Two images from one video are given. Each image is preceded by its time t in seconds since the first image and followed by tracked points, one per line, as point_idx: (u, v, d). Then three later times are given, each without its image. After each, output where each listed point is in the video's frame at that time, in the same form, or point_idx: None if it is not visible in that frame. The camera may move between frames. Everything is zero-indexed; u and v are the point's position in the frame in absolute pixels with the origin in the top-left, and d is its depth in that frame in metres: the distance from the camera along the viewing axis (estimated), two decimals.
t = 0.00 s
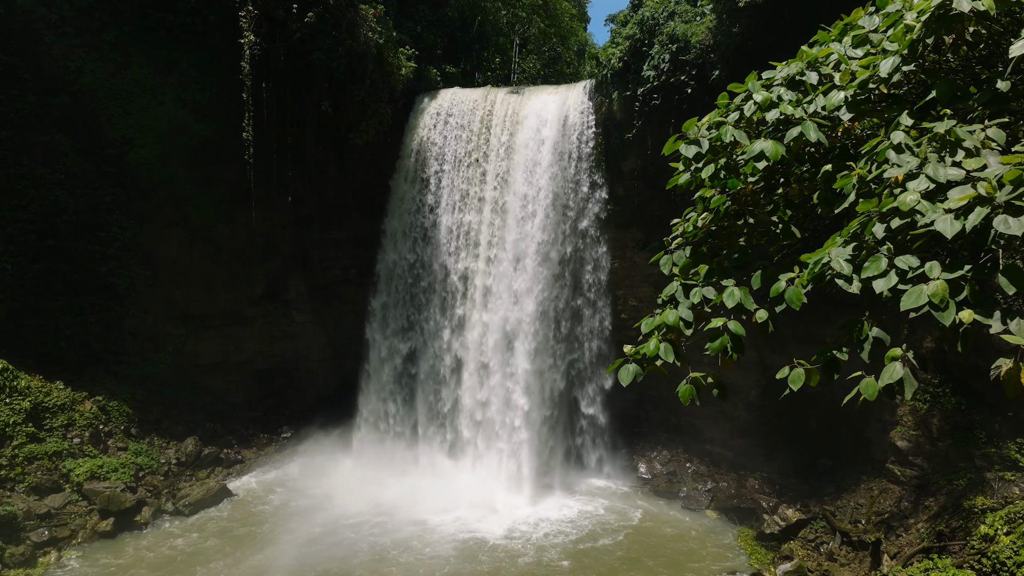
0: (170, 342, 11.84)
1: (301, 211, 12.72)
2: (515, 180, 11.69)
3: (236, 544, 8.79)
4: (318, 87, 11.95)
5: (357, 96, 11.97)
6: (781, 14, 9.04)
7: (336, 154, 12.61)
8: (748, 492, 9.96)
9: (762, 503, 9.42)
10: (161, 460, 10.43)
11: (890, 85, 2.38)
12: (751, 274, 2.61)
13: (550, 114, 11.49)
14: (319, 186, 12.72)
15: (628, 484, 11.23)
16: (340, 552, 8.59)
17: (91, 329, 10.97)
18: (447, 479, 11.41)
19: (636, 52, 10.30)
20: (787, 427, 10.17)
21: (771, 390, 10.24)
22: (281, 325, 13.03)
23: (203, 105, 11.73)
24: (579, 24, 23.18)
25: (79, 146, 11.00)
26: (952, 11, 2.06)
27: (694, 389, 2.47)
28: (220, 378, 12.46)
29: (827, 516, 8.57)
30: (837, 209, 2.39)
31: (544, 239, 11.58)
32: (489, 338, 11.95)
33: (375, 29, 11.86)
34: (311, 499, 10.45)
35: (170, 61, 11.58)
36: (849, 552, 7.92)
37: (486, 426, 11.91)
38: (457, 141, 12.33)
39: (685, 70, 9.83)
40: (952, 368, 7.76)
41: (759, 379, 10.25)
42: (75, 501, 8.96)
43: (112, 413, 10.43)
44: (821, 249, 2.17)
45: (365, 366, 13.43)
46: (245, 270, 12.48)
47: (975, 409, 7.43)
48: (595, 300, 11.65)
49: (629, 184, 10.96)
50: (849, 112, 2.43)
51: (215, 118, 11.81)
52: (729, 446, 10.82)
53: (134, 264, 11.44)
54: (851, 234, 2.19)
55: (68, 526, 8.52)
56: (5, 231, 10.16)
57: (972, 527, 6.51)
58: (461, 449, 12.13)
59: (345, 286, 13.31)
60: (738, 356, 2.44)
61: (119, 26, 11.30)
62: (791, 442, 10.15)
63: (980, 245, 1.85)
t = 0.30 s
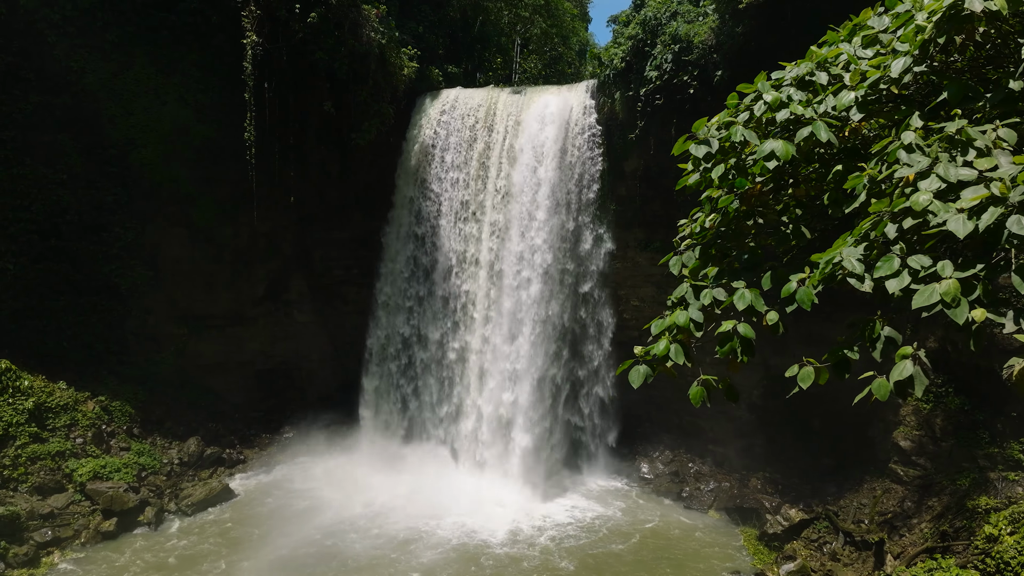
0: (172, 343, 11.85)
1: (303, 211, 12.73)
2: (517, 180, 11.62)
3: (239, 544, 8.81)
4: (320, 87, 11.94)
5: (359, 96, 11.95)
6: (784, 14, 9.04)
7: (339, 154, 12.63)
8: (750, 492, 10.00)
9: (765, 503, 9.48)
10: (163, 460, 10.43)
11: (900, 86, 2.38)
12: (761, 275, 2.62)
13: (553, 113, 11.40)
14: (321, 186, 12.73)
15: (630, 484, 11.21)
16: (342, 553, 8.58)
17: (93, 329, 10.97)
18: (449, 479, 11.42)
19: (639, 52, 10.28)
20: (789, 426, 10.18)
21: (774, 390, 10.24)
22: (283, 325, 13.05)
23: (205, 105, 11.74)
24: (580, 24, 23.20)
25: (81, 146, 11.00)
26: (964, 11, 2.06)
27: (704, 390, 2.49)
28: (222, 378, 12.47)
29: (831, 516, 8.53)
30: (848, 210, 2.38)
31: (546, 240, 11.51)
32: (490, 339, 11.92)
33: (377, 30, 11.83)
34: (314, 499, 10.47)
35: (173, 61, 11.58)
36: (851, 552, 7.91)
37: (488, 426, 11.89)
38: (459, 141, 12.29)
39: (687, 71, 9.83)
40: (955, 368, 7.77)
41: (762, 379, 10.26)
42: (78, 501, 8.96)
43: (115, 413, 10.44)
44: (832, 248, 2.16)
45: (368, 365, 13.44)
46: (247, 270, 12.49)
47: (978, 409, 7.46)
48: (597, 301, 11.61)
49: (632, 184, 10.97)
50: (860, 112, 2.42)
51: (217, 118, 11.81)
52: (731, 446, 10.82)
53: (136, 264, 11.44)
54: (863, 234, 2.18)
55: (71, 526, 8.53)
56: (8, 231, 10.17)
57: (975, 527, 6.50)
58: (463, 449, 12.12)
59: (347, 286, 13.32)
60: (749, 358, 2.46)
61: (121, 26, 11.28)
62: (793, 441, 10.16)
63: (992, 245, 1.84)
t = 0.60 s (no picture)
0: (175, 342, 11.85)
1: (305, 211, 12.74)
2: (520, 180, 11.67)
3: (241, 544, 8.82)
4: (322, 87, 11.93)
5: (362, 96, 11.94)
6: (787, 16, 9.06)
7: (341, 155, 12.64)
8: (753, 492, 9.93)
9: (768, 503, 9.50)
10: (166, 460, 10.41)
11: (911, 86, 2.38)
12: (770, 275, 2.63)
13: (556, 114, 11.46)
14: (323, 186, 12.74)
15: (632, 484, 11.21)
16: (345, 553, 8.58)
17: (95, 328, 10.97)
18: (452, 479, 11.42)
19: (641, 52, 10.26)
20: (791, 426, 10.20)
21: (776, 390, 10.27)
22: (285, 325, 13.07)
23: (208, 105, 11.75)
24: (582, 24, 23.18)
25: (84, 146, 10.99)
26: (975, 11, 2.06)
27: (714, 391, 2.49)
28: (224, 378, 12.48)
29: (833, 515, 8.55)
30: (859, 209, 2.37)
31: (549, 239, 11.56)
32: (493, 338, 11.95)
33: (380, 29, 11.92)
34: (317, 498, 10.49)
35: (175, 61, 11.57)
36: (855, 552, 7.90)
37: (492, 426, 11.91)
38: (462, 141, 12.35)
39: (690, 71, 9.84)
40: (958, 368, 7.78)
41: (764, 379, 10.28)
42: (81, 501, 8.96)
43: (117, 413, 10.45)
44: (843, 248, 2.15)
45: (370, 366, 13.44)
46: (249, 270, 12.50)
47: (981, 408, 7.49)
48: (599, 300, 11.64)
49: (634, 184, 10.98)
50: (870, 112, 2.42)
51: (220, 118, 11.82)
52: (733, 446, 10.82)
53: (138, 264, 11.44)
54: (873, 234, 2.17)
55: (73, 526, 8.53)
56: (11, 231, 10.17)
57: (979, 526, 6.49)
58: (466, 449, 12.13)
59: (349, 287, 13.33)
60: (759, 359, 2.47)
61: (123, 26, 11.27)
62: (796, 441, 10.18)
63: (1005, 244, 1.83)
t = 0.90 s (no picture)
0: (177, 343, 11.86)
1: (307, 212, 12.76)
2: (523, 181, 11.68)
3: (244, 544, 8.84)
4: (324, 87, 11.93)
5: (364, 96, 11.95)
6: (790, 13, 8.99)
7: (343, 155, 12.65)
8: (755, 491, 9.90)
9: (771, 503, 9.46)
10: (168, 460, 10.40)
11: (920, 86, 2.38)
12: (779, 276, 2.63)
13: (558, 114, 11.44)
14: (325, 186, 12.75)
15: (635, 484, 11.20)
16: (347, 553, 8.58)
17: (97, 328, 10.97)
18: (456, 479, 11.45)
19: (643, 52, 10.26)
20: (793, 425, 10.21)
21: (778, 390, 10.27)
22: (287, 326, 13.09)
23: (210, 105, 11.76)
24: (583, 23, 23.18)
25: (86, 146, 11.00)
26: (986, 11, 2.06)
27: (723, 392, 2.50)
28: (226, 378, 12.49)
29: (835, 515, 8.62)
30: (868, 209, 2.36)
31: (551, 240, 11.56)
32: (496, 338, 11.97)
33: (382, 30, 11.88)
34: (319, 498, 10.51)
35: (177, 61, 11.58)
36: (857, 552, 7.92)
37: (494, 426, 11.93)
38: (464, 142, 12.36)
39: (692, 71, 9.85)
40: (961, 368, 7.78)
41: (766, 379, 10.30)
42: (84, 501, 8.96)
43: (120, 413, 10.45)
44: (854, 247, 2.14)
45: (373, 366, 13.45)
46: (251, 270, 12.51)
47: (984, 409, 7.44)
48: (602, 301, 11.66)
49: (636, 184, 10.99)
50: (880, 112, 2.41)
51: (222, 118, 11.83)
52: (735, 446, 10.83)
53: (140, 264, 11.44)
54: (884, 233, 2.16)
55: (77, 525, 8.53)
56: (13, 231, 10.16)
57: (982, 526, 6.49)
58: (469, 449, 12.15)
59: (351, 287, 13.34)
60: (768, 361, 2.48)
61: (125, 26, 11.28)
62: (798, 441, 10.18)
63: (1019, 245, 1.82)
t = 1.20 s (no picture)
0: (179, 342, 11.87)
1: (309, 212, 12.76)
2: (524, 180, 11.63)
3: (246, 544, 8.84)
4: (326, 87, 11.94)
5: (366, 96, 11.95)
6: (792, 13, 8.97)
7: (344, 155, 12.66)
8: (757, 491, 9.85)
9: (773, 502, 9.39)
10: (171, 460, 10.40)
11: (930, 86, 2.38)
12: (788, 276, 2.63)
13: (560, 113, 11.41)
14: (326, 186, 12.76)
15: (637, 484, 11.20)
16: (349, 553, 8.57)
17: (99, 329, 10.98)
18: (458, 480, 11.41)
19: (645, 52, 10.26)
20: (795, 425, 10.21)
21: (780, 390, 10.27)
22: (289, 326, 13.09)
23: (212, 105, 11.77)
24: (584, 23, 23.19)
25: (88, 147, 11.01)
26: (996, 12, 2.06)
27: (731, 393, 2.50)
28: (228, 378, 12.49)
29: (838, 515, 8.61)
30: (877, 208, 2.36)
31: (554, 240, 11.52)
32: (498, 339, 11.93)
33: (384, 30, 11.90)
34: (322, 498, 10.50)
35: (179, 61, 11.59)
36: (860, 552, 7.93)
37: (497, 426, 11.89)
38: (465, 142, 12.31)
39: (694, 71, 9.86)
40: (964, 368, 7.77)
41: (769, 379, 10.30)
42: (86, 501, 8.96)
43: (122, 413, 10.44)
44: (865, 246, 2.14)
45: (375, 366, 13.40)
46: (253, 270, 12.51)
47: (986, 409, 7.44)
48: (603, 300, 11.65)
49: (638, 184, 11.01)
50: (889, 113, 2.42)
51: (224, 119, 11.83)
52: (737, 446, 10.83)
53: (142, 264, 11.44)
54: (894, 232, 2.16)
55: (79, 525, 8.53)
56: (15, 231, 10.17)
57: (985, 526, 6.49)
58: (471, 449, 12.11)
59: (353, 286, 13.33)
60: (777, 361, 2.48)
61: (127, 26, 11.29)
62: (801, 441, 10.19)
63: None
